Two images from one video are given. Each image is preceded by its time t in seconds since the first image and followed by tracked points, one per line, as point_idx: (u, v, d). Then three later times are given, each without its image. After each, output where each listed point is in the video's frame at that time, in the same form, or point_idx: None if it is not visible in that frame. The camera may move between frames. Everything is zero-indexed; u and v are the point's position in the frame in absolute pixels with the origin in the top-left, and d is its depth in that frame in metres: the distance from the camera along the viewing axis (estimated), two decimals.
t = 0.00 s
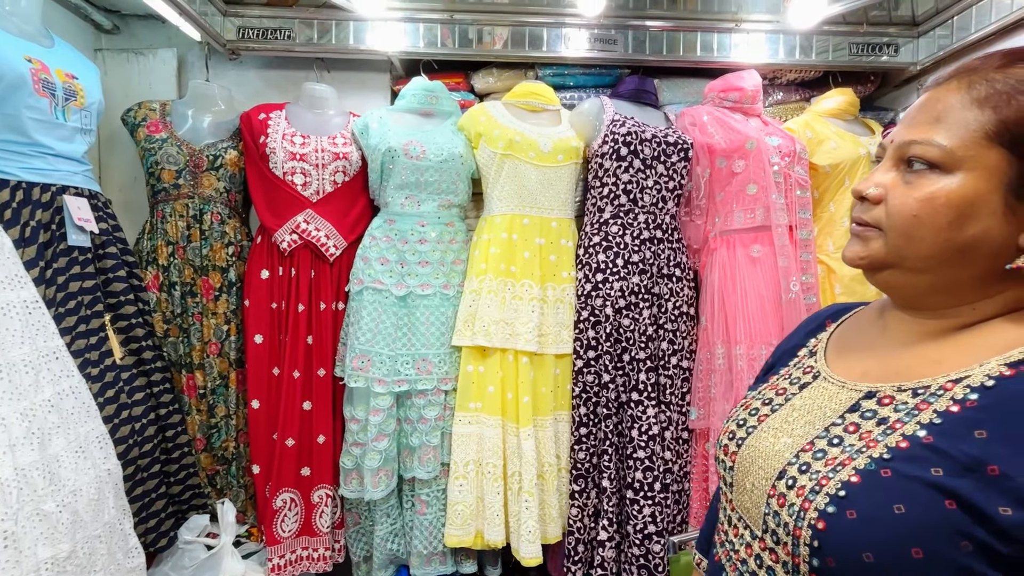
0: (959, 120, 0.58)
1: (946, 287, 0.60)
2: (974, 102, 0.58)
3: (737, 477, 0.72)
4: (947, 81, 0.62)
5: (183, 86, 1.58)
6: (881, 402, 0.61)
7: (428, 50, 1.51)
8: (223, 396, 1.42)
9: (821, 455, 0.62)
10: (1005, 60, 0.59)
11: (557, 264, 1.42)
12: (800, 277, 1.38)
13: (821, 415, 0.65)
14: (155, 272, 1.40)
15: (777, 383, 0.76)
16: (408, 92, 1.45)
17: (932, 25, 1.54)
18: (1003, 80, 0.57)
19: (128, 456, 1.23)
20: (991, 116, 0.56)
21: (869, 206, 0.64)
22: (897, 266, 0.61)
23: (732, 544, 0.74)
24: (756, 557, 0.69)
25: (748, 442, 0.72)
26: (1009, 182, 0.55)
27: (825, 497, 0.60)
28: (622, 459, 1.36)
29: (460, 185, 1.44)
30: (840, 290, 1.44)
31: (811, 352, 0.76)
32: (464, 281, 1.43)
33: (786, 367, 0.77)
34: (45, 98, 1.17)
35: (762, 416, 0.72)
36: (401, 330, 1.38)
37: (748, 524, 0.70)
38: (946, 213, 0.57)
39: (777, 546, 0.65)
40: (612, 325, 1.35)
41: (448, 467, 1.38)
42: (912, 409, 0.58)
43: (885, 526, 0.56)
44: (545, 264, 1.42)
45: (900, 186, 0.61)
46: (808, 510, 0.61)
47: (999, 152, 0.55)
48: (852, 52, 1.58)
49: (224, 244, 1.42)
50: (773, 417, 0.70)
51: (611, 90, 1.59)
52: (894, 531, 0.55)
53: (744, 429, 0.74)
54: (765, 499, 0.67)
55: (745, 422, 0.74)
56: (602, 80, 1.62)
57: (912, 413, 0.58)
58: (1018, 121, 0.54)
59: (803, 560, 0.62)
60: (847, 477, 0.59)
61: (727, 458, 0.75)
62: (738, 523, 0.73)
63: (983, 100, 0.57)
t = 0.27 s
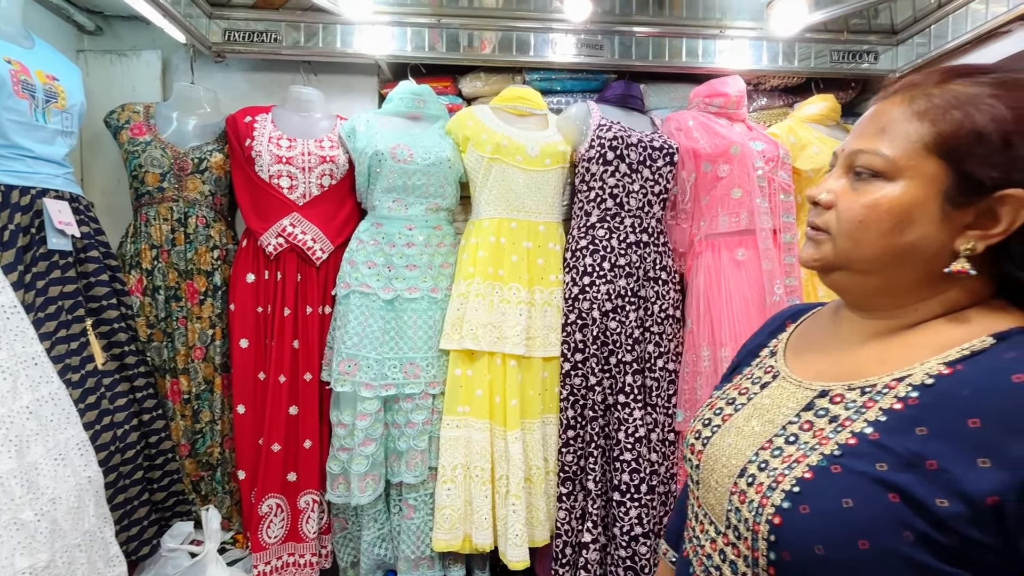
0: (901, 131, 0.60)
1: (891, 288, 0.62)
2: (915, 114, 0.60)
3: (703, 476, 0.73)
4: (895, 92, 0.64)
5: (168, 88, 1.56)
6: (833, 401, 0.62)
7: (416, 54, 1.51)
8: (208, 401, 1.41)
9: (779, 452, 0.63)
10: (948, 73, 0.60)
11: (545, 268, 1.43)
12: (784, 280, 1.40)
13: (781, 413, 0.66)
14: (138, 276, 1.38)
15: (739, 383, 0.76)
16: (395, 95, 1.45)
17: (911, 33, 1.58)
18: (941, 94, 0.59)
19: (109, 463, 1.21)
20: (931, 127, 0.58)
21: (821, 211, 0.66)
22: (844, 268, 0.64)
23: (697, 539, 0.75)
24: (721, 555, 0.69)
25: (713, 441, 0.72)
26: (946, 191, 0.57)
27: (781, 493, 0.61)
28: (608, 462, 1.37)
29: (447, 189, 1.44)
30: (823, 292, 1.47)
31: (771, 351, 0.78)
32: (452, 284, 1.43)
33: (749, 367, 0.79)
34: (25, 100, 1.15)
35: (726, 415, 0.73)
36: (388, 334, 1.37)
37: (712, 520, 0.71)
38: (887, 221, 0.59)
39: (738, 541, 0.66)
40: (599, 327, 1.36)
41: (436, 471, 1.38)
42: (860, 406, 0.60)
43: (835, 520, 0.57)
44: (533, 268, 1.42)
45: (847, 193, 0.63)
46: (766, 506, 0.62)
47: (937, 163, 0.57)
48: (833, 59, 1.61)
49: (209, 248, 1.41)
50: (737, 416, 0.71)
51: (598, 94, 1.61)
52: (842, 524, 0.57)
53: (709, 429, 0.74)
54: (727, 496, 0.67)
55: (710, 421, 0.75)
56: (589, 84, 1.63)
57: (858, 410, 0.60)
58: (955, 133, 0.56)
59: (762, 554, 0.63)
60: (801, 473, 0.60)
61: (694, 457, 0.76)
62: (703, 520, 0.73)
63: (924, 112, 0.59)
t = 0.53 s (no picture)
0: (821, 154, 0.65)
1: (823, 297, 0.67)
2: (833, 138, 0.65)
3: (666, 471, 0.77)
4: (820, 118, 0.69)
5: (152, 90, 1.55)
6: (779, 400, 0.66)
7: (403, 58, 1.52)
8: (192, 406, 1.40)
9: (726, 446, 0.67)
10: (864, 100, 0.65)
11: (532, 271, 1.44)
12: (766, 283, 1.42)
13: (734, 411, 0.70)
14: (121, 279, 1.37)
15: (707, 387, 0.81)
16: (382, 99, 1.45)
17: (888, 42, 1.62)
18: (854, 120, 0.64)
19: (91, 469, 1.19)
20: (846, 148, 0.63)
21: (762, 228, 0.72)
22: (785, 280, 0.68)
23: (657, 534, 0.78)
24: (676, 547, 0.72)
25: (676, 437, 0.77)
26: (861, 207, 0.61)
27: (721, 481, 0.64)
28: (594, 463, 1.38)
29: (434, 193, 1.45)
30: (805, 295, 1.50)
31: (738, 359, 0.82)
32: (439, 288, 1.44)
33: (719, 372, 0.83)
34: (4, 102, 1.14)
35: (690, 415, 0.78)
36: (374, 338, 1.37)
37: (669, 512, 0.75)
38: (810, 236, 0.64)
39: (686, 530, 0.69)
40: (585, 330, 1.37)
41: (423, 474, 1.38)
42: (800, 404, 0.63)
43: (764, 505, 0.60)
44: (519, 271, 1.43)
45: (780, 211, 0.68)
46: (708, 492, 0.65)
47: (851, 180, 0.62)
48: (814, 66, 1.64)
49: (194, 252, 1.40)
50: (697, 415, 0.76)
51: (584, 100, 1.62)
52: (770, 508, 0.60)
53: (675, 427, 0.79)
54: (681, 487, 0.71)
55: (677, 420, 0.80)
56: (575, 90, 1.65)
57: (799, 407, 0.63)
58: (865, 153, 0.61)
59: (703, 539, 0.66)
60: (740, 463, 0.64)
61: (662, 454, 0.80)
62: (663, 515, 0.77)
63: (839, 136, 0.64)
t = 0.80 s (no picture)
0: (751, 171, 0.70)
1: (758, 301, 0.71)
2: (762, 157, 0.70)
3: (613, 458, 0.81)
4: (754, 139, 0.74)
5: (130, 88, 1.54)
6: (717, 392, 0.70)
7: (385, 59, 1.53)
8: (173, 406, 1.40)
9: (667, 434, 0.71)
10: (790, 122, 0.71)
11: (513, 271, 1.47)
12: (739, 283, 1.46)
13: (677, 403, 0.75)
14: (99, 279, 1.36)
15: (657, 383, 0.86)
16: (365, 100, 1.47)
17: (855, 51, 1.68)
18: (780, 141, 0.69)
19: (68, 471, 1.18)
20: (773, 165, 0.68)
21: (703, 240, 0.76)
22: (724, 286, 0.73)
23: (602, 521, 0.82)
24: (618, 530, 0.77)
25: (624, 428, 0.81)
26: (786, 218, 0.66)
27: (661, 465, 0.68)
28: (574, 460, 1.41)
29: (417, 193, 1.47)
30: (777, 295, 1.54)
31: (687, 359, 0.86)
32: (421, 288, 1.46)
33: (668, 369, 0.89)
34: None
35: (638, 407, 0.82)
36: (357, 337, 1.38)
37: (613, 498, 0.79)
38: (741, 244, 0.69)
39: (628, 513, 0.73)
40: (564, 329, 1.40)
41: (405, 472, 1.40)
42: (737, 396, 0.67)
43: (697, 485, 0.64)
44: (501, 271, 1.46)
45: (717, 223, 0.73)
46: (648, 476, 0.69)
47: (777, 195, 0.67)
48: (786, 73, 1.70)
49: (174, 251, 1.40)
50: (645, 407, 0.80)
51: (564, 104, 1.66)
52: (703, 489, 0.64)
53: (624, 419, 0.83)
54: (626, 473, 0.75)
55: (626, 413, 0.84)
56: (556, 93, 1.68)
57: (734, 400, 0.67)
58: (789, 170, 0.66)
59: (643, 520, 0.70)
60: (678, 448, 0.68)
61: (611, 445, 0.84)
62: (608, 500, 0.81)
63: (765, 154, 0.69)
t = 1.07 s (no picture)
0: (637, 185, 0.78)
1: (636, 298, 0.79)
2: (647, 175, 0.77)
3: (517, 451, 0.81)
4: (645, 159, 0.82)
5: (103, 86, 1.53)
6: (607, 381, 0.75)
7: (362, 62, 1.56)
8: (148, 404, 1.40)
9: (569, 421, 0.74)
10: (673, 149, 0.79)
11: (489, 271, 1.51)
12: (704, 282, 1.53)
13: (574, 393, 0.78)
14: (72, 278, 1.36)
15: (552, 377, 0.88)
16: (343, 102, 1.49)
17: (814, 63, 1.77)
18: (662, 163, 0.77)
19: (41, 469, 1.18)
20: (655, 183, 0.75)
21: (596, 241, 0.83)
22: (609, 282, 0.80)
23: (509, 510, 0.84)
24: (526, 515, 0.79)
25: (526, 420, 0.81)
26: (659, 228, 0.74)
27: (566, 449, 0.72)
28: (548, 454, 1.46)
29: (393, 194, 1.50)
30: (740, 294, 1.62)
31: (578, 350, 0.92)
32: (398, 287, 1.49)
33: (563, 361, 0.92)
34: None
35: (539, 401, 0.83)
36: (334, 336, 1.41)
37: (520, 487, 0.80)
38: (625, 247, 0.76)
39: (536, 498, 0.76)
40: (538, 327, 1.45)
41: (381, 467, 1.43)
42: (626, 382, 0.72)
43: (597, 463, 0.68)
44: (477, 271, 1.50)
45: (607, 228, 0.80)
46: (555, 460, 0.72)
47: (654, 207, 0.75)
48: (750, 82, 1.78)
49: (150, 250, 1.40)
50: (546, 399, 0.81)
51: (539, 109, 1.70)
52: (602, 466, 0.68)
53: (526, 413, 0.83)
54: (532, 462, 0.77)
55: (527, 407, 0.84)
56: (531, 98, 1.73)
57: (622, 386, 0.72)
58: (667, 189, 0.74)
59: (551, 501, 0.73)
60: (580, 432, 0.72)
61: (512, 439, 0.83)
62: (515, 488, 0.82)
63: (650, 172, 0.77)
